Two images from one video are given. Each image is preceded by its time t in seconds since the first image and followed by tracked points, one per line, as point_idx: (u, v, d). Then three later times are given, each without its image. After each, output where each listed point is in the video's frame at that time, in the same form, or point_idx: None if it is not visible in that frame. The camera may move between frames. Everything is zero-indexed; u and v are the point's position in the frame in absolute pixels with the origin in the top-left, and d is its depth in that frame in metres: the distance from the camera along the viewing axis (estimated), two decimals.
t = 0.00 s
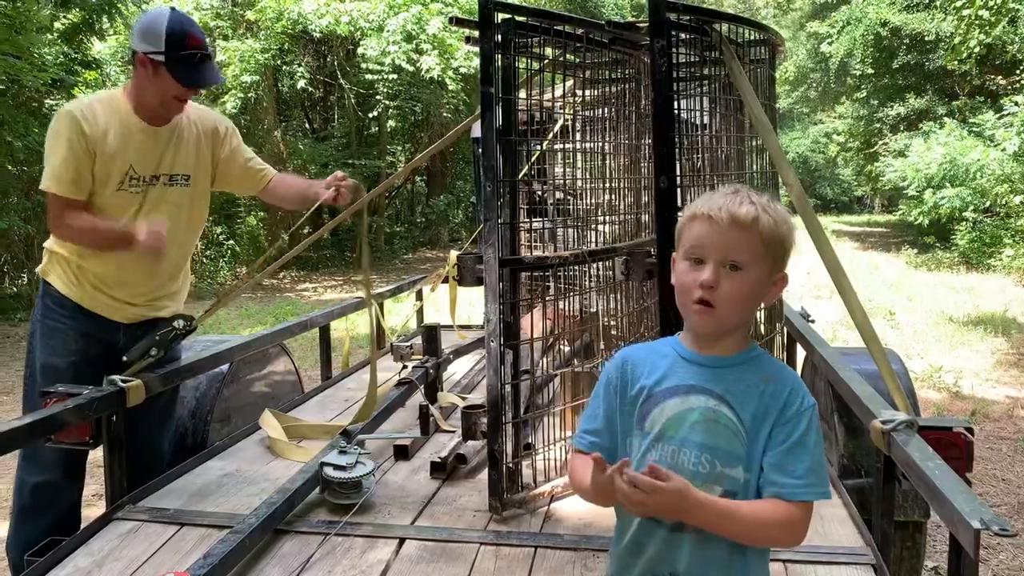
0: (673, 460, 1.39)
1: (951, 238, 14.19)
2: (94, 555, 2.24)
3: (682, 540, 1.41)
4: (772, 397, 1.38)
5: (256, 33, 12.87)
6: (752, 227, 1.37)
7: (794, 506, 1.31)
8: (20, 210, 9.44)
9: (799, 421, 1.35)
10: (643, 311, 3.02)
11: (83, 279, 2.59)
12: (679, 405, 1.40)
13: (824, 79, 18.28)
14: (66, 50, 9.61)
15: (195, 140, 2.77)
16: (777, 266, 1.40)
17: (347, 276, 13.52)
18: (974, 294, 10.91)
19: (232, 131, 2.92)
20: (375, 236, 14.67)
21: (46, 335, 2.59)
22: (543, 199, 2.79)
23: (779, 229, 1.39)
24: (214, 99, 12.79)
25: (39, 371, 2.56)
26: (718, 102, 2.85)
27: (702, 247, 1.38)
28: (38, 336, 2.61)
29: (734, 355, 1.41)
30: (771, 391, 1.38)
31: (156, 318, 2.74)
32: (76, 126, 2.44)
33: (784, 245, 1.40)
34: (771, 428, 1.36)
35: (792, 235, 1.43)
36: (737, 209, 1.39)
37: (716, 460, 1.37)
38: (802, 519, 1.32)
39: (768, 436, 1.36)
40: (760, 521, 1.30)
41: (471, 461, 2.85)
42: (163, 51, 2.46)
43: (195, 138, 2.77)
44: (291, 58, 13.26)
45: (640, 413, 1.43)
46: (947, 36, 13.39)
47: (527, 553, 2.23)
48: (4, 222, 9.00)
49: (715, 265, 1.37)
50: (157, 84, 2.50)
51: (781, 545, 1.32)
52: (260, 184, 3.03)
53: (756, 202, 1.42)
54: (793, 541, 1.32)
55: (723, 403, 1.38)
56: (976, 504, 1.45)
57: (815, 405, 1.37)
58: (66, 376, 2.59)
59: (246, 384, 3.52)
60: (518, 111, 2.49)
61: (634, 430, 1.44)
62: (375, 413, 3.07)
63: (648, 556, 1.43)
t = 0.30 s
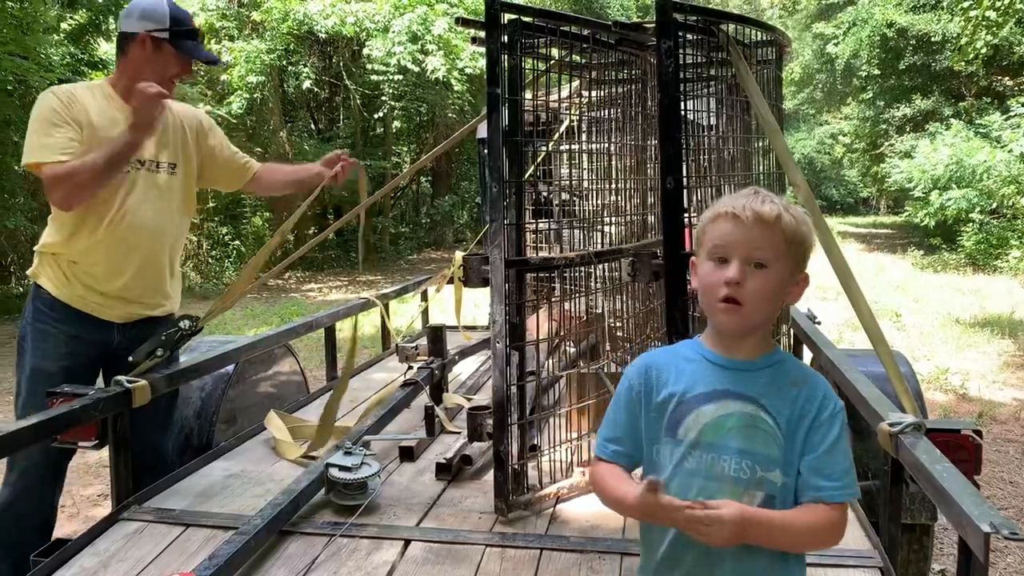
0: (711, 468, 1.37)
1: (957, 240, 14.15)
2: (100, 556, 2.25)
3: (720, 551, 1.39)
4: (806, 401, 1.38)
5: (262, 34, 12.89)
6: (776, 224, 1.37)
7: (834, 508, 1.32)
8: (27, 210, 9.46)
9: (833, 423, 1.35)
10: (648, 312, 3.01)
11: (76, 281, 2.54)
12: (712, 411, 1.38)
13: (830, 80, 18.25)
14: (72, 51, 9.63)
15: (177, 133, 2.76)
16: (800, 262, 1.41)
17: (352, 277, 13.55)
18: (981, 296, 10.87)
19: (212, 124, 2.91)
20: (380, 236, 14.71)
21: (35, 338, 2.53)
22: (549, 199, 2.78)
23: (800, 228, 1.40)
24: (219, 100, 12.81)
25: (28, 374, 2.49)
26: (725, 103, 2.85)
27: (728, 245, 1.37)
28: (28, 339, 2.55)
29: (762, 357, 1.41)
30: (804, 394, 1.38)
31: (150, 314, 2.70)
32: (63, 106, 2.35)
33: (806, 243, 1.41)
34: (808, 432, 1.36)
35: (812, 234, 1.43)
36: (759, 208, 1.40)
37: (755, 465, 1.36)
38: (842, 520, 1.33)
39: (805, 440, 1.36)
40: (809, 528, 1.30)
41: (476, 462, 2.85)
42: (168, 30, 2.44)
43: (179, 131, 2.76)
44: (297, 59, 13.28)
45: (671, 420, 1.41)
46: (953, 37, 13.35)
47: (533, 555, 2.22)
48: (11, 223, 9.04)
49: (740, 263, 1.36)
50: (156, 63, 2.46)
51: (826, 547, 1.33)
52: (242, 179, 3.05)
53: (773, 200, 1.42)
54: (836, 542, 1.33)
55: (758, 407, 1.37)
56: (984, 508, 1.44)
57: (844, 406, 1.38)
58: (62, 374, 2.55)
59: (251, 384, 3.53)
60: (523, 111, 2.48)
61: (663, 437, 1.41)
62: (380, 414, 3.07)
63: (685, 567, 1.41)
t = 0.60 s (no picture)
0: (746, 473, 1.36)
1: (963, 242, 14.12)
2: (105, 556, 2.25)
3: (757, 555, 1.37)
4: (833, 400, 1.39)
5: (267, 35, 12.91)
6: (792, 229, 1.37)
7: (866, 500, 1.36)
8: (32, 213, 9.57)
9: (858, 419, 1.38)
10: (653, 313, 3.01)
11: (55, 287, 2.53)
12: (744, 417, 1.37)
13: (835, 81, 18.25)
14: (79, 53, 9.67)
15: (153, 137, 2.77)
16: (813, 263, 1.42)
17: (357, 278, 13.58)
18: (987, 298, 10.84)
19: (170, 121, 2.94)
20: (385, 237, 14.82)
21: (13, 352, 2.52)
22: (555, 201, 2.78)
23: (812, 231, 1.40)
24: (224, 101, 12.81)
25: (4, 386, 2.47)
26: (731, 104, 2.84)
27: (746, 253, 1.37)
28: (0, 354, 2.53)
29: (782, 360, 1.41)
30: (829, 393, 1.39)
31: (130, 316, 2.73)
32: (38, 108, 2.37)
33: (818, 245, 1.41)
34: (837, 430, 1.37)
35: (820, 236, 1.44)
36: (772, 213, 1.39)
37: (791, 468, 1.35)
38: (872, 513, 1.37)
39: (836, 439, 1.38)
40: (852, 526, 1.33)
41: (481, 464, 2.84)
42: (129, 28, 2.45)
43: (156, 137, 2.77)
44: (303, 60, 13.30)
45: (701, 428, 1.38)
46: (959, 38, 13.31)
47: (537, 557, 2.22)
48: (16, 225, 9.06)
49: (759, 271, 1.36)
50: (120, 63, 2.50)
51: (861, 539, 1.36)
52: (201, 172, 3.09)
53: (783, 204, 1.42)
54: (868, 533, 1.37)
55: (790, 410, 1.37)
56: (993, 511, 1.43)
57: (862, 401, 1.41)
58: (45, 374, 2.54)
59: (256, 385, 3.53)
60: (529, 112, 2.48)
61: (693, 445, 1.39)
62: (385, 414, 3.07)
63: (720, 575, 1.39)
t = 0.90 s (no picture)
0: (748, 475, 1.36)
1: (968, 244, 14.08)
2: (111, 557, 2.26)
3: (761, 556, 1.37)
4: (837, 403, 1.38)
5: (273, 37, 12.96)
6: (788, 233, 1.36)
7: (871, 501, 1.36)
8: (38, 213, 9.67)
9: (863, 422, 1.38)
10: (658, 315, 3.00)
11: None
12: (747, 421, 1.37)
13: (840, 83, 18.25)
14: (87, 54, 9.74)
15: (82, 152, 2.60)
16: (813, 266, 1.40)
17: (362, 279, 13.62)
18: (992, 300, 10.81)
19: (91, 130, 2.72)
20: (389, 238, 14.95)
21: None
22: (560, 204, 2.78)
23: (809, 234, 1.38)
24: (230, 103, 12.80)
25: None
26: (736, 106, 2.83)
27: (744, 259, 1.36)
28: None
29: (787, 364, 1.41)
30: (833, 396, 1.39)
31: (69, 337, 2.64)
32: None
33: (816, 248, 1.40)
34: (841, 433, 1.37)
35: (819, 237, 1.43)
36: (768, 217, 1.38)
37: (793, 471, 1.35)
38: (876, 515, 1.36)
39: (840, 442, 1.37)
40: (856, 529, 1.32)
41: (486, 466, 2.84)
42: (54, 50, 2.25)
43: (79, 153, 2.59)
44: (308, 62, 13.36)
45: (704, 432, 1.38)
46: (965, 40, 13.29)
47: (542, 559, 2.22)
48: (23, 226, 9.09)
49: (758, 276, 1.35)
50: (44, 85, 2.27)
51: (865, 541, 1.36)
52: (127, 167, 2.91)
53: (780, 207, 1.41)
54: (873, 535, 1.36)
55: (793, 413, 1.37)
56: (999, 515, 1.43)
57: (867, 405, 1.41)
58: (2, 399, 2.57)
59: (261, 386, 3.54)
60: (534, 115, 2.48)
61: (696, 448, 1.39)
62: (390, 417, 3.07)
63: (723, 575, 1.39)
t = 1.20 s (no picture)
0: (735, 477, 1.36)
1: (973, 245, 14.05)
2: (115, 556, 2.26)
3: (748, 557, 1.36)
4: (833, 409, 1.35)
5: (277, 38, 12.94)
6: (770, 233, 1.32)
7: (866, 511, 1.32)
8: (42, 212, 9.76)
9: (860, 432, 1.34)
10: (662, 317, 3.00)
11: None
12: (737, 423, 1.36)
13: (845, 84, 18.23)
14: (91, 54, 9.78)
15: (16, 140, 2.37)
16: (806, 265, 1.35)
17: (366, 280, 13.66)
18: (997, 302, 10.78)
19: None
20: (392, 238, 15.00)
21: None
22: (564, 205, 2.77)
23: (800, 234, 1.34)
24: (234, 104, 12.86)
25: None
26: (741, 107, 2.83)
27: (726, 261, 1.34)
28: None
29: (785, 367, 1.38)
30: (831, 403, 1.35)
31: None
32: None
33: (812, 248, 1.36)
34: (836, 441, 1.34)
35: (816, 236, 1.38)
36: (751, 217, 1.35)
37: (780, 475, 1.34)
38: (870, 526, 1.32)
39: (834, 450, 1.34)
40: (840, 538, 1.30)
41: (489, 467, 2.84)
42: None
43: None
44: (312, 63, 13.40)
45: (694, 431, 1.38)
46: (971, 42, 13.24)
47: (546, 560, 2.22)
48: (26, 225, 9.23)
49: (740, 278, 1.33)
50: None
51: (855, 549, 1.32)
52: None
53: (770, 207, 1.37)
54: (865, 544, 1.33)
55: (784, 419, 1.35)
56: (1004, 518, 1.42)
57: (871, 413, 1.36)
58: None
59: (266, 387, 3.54)
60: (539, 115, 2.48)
61: (686, 446, 1.39)
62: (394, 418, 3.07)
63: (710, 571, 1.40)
